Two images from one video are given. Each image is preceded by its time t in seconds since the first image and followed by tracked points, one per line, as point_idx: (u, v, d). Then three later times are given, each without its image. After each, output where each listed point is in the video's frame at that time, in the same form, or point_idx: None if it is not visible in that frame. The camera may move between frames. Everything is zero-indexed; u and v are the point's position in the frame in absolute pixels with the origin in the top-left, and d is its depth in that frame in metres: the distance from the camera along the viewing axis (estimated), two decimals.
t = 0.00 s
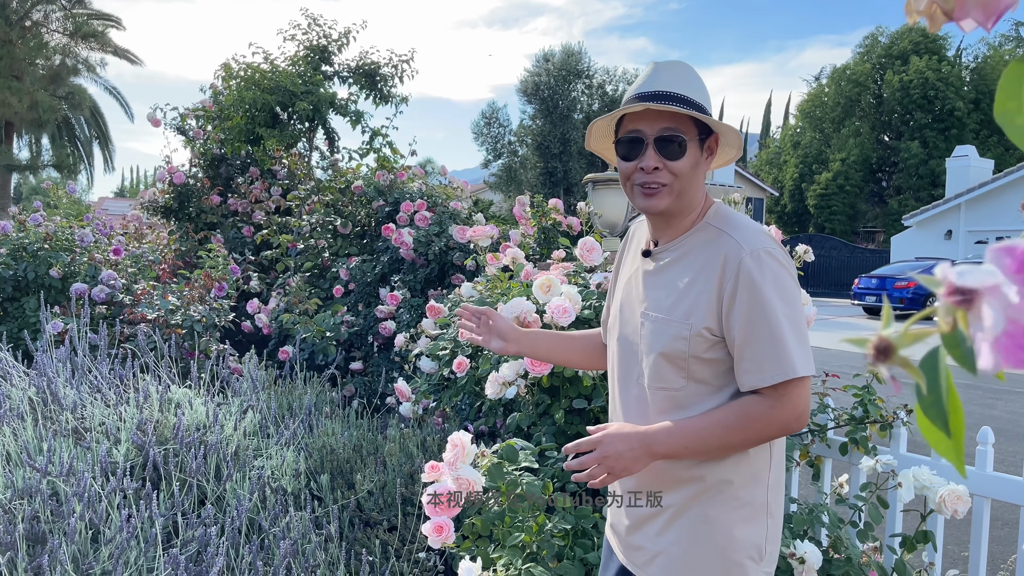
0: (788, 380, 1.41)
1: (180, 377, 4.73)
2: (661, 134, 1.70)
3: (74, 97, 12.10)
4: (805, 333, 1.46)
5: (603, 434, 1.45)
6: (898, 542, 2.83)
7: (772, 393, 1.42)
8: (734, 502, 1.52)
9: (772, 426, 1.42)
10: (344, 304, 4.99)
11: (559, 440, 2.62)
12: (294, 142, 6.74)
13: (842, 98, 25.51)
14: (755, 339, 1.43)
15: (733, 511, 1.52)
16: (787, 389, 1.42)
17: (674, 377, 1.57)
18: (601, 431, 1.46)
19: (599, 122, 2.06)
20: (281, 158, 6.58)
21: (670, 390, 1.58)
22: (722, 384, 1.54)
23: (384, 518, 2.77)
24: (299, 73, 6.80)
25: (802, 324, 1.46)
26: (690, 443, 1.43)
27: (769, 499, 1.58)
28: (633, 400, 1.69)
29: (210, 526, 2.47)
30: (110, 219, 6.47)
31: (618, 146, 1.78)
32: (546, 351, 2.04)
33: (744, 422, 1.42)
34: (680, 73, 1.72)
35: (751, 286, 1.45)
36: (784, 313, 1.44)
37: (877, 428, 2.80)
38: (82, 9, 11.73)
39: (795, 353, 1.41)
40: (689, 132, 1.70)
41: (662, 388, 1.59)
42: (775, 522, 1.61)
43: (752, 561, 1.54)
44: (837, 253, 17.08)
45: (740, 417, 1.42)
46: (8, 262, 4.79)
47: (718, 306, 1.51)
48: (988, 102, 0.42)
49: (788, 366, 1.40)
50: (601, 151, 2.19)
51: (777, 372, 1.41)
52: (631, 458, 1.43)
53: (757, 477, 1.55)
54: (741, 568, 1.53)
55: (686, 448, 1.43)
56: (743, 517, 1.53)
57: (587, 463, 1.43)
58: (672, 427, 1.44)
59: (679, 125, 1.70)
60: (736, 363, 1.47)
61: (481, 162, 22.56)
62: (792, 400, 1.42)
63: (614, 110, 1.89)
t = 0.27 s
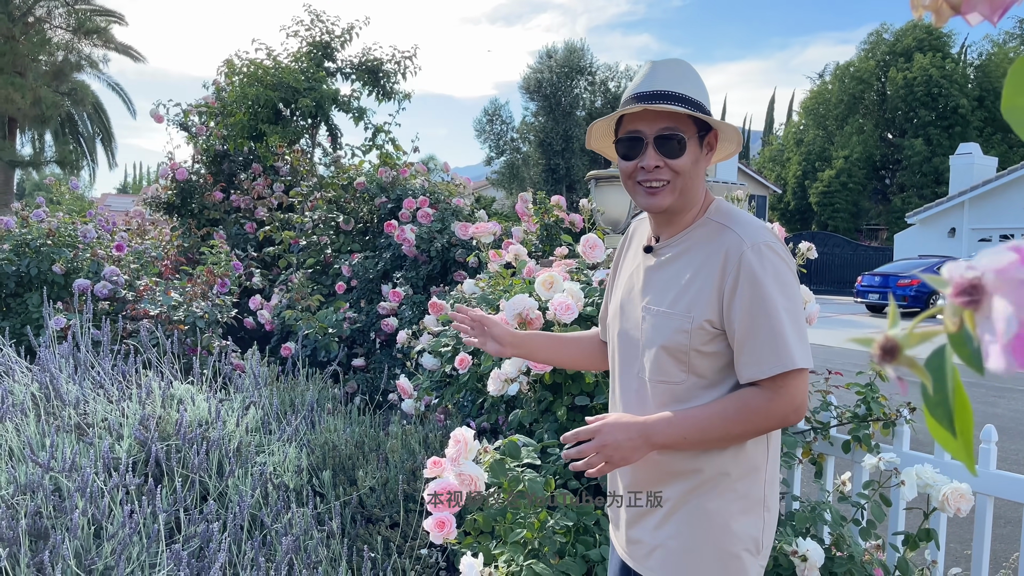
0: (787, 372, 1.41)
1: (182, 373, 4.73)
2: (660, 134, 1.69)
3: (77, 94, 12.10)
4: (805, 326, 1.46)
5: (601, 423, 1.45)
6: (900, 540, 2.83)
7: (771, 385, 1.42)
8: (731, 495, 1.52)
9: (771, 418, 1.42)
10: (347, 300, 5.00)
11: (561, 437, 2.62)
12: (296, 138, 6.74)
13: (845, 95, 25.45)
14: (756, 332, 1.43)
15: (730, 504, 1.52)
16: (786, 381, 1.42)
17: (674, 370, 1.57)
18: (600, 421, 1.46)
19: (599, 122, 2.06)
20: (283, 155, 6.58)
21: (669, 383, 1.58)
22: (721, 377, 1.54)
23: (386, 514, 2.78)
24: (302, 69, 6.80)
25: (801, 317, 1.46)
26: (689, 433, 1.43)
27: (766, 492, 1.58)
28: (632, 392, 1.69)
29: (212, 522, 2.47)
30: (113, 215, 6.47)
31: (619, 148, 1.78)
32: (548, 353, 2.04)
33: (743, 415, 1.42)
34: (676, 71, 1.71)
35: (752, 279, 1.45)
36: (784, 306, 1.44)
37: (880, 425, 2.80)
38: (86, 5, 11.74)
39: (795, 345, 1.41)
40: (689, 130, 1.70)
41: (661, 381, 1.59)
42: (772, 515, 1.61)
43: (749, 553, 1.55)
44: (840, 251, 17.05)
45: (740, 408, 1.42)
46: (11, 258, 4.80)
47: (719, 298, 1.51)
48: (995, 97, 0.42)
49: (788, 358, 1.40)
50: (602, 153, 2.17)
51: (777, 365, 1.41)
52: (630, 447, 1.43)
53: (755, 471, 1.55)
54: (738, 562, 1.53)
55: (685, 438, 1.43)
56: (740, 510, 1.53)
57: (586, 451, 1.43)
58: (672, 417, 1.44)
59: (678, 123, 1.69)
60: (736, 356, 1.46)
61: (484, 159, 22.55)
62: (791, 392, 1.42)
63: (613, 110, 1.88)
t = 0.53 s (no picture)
0: (786, 356, 1.41)
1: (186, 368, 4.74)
2: (666, 121, 1.69)
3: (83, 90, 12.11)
4: (805, 314, 1.45)
5: (602, 404, 1.45)
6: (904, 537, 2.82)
7: (770, 369, 1.42)
8: (729, 483, 1.52)
9: (769, 403, 1.41)
10: (350, 296, 5.01)
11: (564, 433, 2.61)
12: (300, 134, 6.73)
13: (851, 92, 25.34)
14: (756, 317, 1.43)
15: (728, 493, 1.52)
16: (785, 366, 1.41)
17: (675, 356, 1.56)
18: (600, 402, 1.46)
19: (606, 113, 2.05)
20: (288, 150, 6.58)
21: (670, 369, 1.57)
22: (722, 365, 1.53)
23: (390, 510, 2.78)
24: (306, 65, 6.79)
25: (802, 305, 1.46)
26: (688, 415, 1.43)
27: (765, 482, 1.57)
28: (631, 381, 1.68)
29: (215, 516, 2.48)
30: (118, 211, 6.48)
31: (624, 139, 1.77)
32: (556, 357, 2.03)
33: (741, 398, 1.41)
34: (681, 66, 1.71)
35: (753, 266, 1.45)
36: (784, 292, 1.43)
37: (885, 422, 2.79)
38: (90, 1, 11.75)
39: (795, 331, 1.41)
40: (693, 120, 1.69)
41: (661, 366, 1.58)
42: (771, 506, 1.60)
43: (748, 543, 1.53)
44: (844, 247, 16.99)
45: (739, 392, 1.41)
46: (16, 253, 4.81)
47: (721, 285, 1.51)
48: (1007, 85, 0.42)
49: (787, 343, 1.39)
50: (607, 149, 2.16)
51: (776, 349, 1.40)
52: (630, 429, 1.43)
53: (753, 459, 1.54)
54: (737, 552, 1.52)
55: (684, 421, 1.43)
56: (739, 499, 1.53)
57: (586, 432, 1.43)
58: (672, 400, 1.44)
59: (684, 112, 1.69)
60: (736, 342, 1.46)
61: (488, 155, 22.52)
62: (789, 377, 1.42)
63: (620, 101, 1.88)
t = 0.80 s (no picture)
0: (779, 351, 1.40)
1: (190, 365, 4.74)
2: (647, 121, 1.69)
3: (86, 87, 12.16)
4: (803, 313, 1.45)
5: (598, 375, 1.48)
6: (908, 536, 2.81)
7: (763, 363, 1.41)
8: (722, 473, 1.52)
9: (761, 396, 1.41)
10: (354, 293, 5.02)
11: (567, 431, 2.61)
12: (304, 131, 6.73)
13: (856, 89, 25.25)
14: (753, 311, 1.43)
15: (721, 483, 1.52)
16: (778, 360, 1.41)
17: (672, 345, 1.56)
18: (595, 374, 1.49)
19: (613, 109, 2.06)
20: (291, 147, 6.59)
21: (666, 358, 1.57)
22: (718, 358, 1.53)
23: (392, 507, 2.78)
24: (310, 62, 6.79)
25: (801, 306, 1.45)
26: (679, 397, 1.44)
27: (758, 477, 1.57)
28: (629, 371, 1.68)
29: (218, 513, 2.48)
30: (122, 208, 6.48)
31: (619, 136, 1.79)
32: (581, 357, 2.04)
33: (732, 388, 1.41)
34: (675, 69, 1.72)
35: (755, 263, 1.45)
36: (782, 289, 1.43)
37: (889, 420, 2.78)
38: None
39: (789, 328, 1.41)
40: (675, 116, 1.67)
41: (658, 356, 1.58)
42: (762, 502, 1.59)
43: (735, 535, 1.53)
44: (849, 245, 16.94)
45: (730, 379, 1.42)
46: (21, 249, 4.82)
47: (722, 278, 1.50)
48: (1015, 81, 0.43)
49: (781, 338, 1.39)
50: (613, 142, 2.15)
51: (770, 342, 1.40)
52: (620, 401, 1.45)
53: (746, 452, 1.54)
54: (724, 544, 1.52)
55: (674, 401, 1.44)
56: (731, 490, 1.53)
57: (578, 398, 1.46)
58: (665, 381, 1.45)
59: (664, 110, 1.68)
60: (732, 334, 1.46)
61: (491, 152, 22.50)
62: (780, 371, 1.42)
63: (623, 99, 1.89)
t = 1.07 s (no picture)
0: (754, 339, 1.40)
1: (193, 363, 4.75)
2: (651, 123, 1.68)
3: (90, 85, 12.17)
4: (783, 304, 1.44)
5: (590, 370, 1.49)
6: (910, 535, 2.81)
7: (741, 351, 1.41)
8: (712, 464, 1.53)
9: (737, 383, 1.40)
10: (356, 292, 5.03)
11: (569, 429, 2.61)
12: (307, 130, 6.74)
13: (860, 87, 25.18)
14: (732, 299, 1.43)
15: (713, 474, 1.53)
16: (755, 349, 1.40)
17: (662, 337, 1.58)
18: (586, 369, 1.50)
19: (615, 111, 2.06)
20: (295, 146, 6.60)
21: (657, 350, 1.58)
22: (704, 349, 1.53)
23: (394, 506, 2.78)
24: (314, 60, 6.80)
25: (782, 296, 1.44)
26: (661, 387, 1.44)
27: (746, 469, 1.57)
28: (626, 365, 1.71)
29: (220, 512, 2.48)
30: (125, 206, 6.49)
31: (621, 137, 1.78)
32: (611, 344, 2.09)
33: (709, 374, 1.42)
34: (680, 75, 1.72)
35: (735, 254, 1.45)
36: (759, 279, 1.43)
37: (892, 420, 2.77)
38: None
39: (765, 316, 1.40)
40: (678, 119, 1.66)
41: (650, 348, 1.60)
42: (753, 493, 1.59)
43: (724, 525, 1.53)
44: (852, 244, 16.91)
45: (708, 368, 1.41)
46: (24, 247, 4.83)
47: (706, 270, 1.51)
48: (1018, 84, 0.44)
49: (755, 326, 1.39)
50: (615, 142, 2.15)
51: (746, 330, 1.40)
52: (612, 394, 1.46)
53: (734, 444, 1.54)
54: (710, 532, 1.52)
55: (656, 391, 1.45)
56: (720, 480, 1.53)
57: (571, 394, 1.47)
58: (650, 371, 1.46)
59: (668, 113, 1.68)
60: (715, 325, 1.46)
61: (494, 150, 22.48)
62: (758, 360, 1.40)
63: (627, 100, 1.89)
